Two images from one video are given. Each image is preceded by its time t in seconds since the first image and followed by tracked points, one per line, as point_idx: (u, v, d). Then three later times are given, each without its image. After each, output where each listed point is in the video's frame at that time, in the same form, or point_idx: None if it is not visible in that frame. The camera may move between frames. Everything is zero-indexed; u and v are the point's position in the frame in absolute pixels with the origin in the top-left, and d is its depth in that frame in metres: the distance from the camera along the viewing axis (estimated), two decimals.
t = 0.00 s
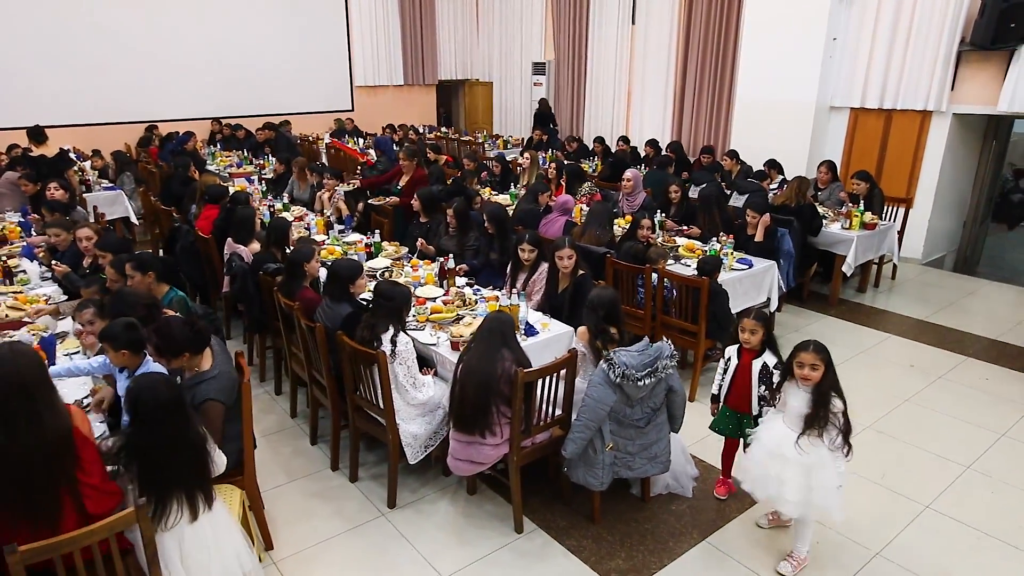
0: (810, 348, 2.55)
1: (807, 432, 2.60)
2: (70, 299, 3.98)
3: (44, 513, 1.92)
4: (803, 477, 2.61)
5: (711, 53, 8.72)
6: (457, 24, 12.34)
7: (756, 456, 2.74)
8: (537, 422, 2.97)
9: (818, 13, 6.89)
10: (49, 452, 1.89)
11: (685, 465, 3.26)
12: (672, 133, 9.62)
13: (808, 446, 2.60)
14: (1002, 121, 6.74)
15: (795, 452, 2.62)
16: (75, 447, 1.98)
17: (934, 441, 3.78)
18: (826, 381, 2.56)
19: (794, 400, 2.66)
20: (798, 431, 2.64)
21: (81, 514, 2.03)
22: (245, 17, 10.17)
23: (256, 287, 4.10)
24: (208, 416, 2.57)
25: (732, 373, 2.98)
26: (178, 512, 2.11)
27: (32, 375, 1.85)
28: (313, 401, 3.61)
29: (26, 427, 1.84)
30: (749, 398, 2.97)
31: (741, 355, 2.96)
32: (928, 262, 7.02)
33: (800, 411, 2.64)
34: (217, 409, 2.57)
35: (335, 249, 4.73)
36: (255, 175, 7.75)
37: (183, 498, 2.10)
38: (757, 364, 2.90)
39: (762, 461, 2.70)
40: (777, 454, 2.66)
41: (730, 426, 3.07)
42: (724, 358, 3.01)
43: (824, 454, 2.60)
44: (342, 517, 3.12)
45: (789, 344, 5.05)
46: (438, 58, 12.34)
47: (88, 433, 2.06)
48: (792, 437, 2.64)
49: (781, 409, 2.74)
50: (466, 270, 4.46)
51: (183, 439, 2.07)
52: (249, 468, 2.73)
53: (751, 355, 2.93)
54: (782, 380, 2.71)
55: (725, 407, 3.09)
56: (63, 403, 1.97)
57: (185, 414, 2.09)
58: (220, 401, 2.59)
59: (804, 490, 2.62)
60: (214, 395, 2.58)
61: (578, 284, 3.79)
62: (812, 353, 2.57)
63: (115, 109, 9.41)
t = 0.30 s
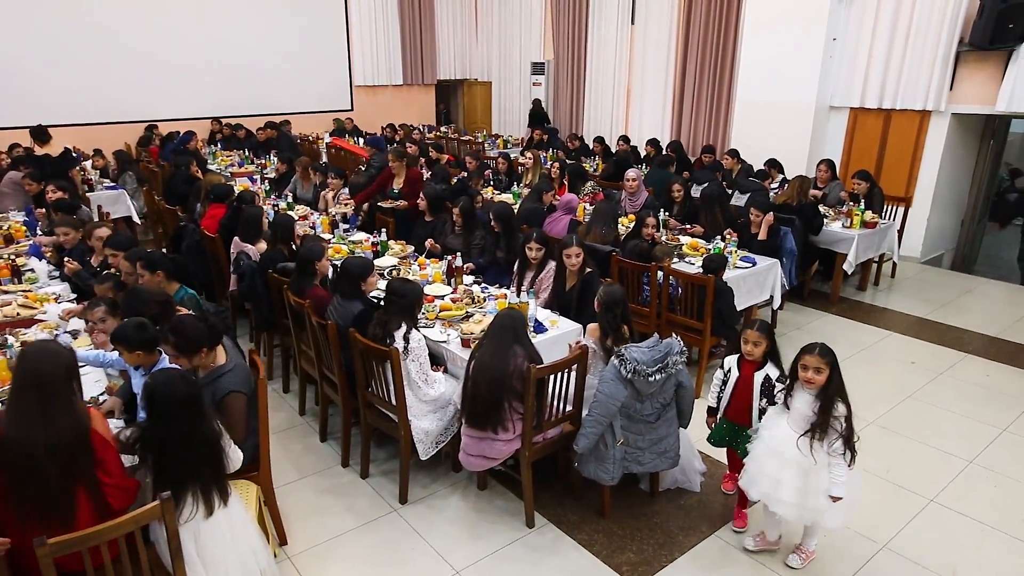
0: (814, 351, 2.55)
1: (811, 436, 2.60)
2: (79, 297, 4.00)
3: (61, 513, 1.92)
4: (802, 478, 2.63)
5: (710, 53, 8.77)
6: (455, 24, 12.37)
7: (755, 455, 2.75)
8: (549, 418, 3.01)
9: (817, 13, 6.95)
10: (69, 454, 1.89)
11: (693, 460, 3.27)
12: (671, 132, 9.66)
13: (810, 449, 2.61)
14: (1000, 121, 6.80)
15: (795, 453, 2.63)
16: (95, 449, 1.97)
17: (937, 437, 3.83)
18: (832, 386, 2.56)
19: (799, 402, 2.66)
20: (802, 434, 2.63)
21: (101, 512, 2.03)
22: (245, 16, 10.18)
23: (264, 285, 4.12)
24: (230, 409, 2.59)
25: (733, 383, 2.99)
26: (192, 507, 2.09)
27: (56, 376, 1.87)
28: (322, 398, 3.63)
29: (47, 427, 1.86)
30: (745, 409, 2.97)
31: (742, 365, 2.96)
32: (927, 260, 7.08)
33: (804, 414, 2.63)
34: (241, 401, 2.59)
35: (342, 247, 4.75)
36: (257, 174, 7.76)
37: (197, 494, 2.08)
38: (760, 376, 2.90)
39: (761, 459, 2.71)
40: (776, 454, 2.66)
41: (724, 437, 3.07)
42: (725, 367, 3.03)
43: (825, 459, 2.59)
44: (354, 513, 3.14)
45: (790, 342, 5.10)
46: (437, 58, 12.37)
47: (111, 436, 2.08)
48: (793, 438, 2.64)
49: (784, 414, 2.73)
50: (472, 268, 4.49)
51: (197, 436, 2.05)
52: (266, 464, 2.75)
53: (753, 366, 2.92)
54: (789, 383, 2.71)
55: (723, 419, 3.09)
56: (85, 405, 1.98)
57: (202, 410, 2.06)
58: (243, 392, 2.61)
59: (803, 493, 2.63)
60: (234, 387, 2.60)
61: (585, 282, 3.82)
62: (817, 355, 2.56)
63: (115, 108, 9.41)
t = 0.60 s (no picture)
0: (790, 347, 2.58)
1: (792, 435, 2.62)
2: (88, 295, 4.01)
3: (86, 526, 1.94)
4: (785, 476, 2.67)
5: (709, 52, 8.81)
6: (453, 24, 12.40)
7: (741, 458, 2.77)
8: (559, 413, 3.04)
9: (816, 14, 7.00)
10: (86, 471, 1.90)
11: (700, 455, 3.31)
12: (669, 131, 9.70)
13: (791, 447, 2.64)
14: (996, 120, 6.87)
15: (779, 453, 2.66)
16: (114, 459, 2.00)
17: (938, 431, 3.89)
18: (806, 381, 2.58)
19: (778, 402, 2.67)
20: (783, 434, 2.66)
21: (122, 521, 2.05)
22: (244, 16, 10.18)
23: (272, 283, 4.14)
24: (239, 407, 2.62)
25: (737, 394, 2.91)
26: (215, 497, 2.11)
27: (69, 395, 1.87)
28: (332, 395, 3.65)
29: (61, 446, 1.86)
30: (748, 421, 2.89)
31: (742, 376, 2.88)
32: (925, 258, 7.15)
33: (784, 413, 2.65)
34: (249, 399, 2.62)
35: (347, 245, 4.78)
36: (258, 173, 7.76)
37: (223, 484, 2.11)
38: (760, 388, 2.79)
39: (744, 461, 2.74)
40: (759, 456, 2.69)
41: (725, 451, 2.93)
42: (724, 377, 2.93)
43: (807, 458, 2.61)
44: (366, 508, 3.18)
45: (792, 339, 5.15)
46: (435, 58, 12.39)
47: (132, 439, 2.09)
48: (775, 438, 2.67)
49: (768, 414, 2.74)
50: (478, 266, 4.52)
51: (219, 430, 2.07)
52: (280, 459, 2.78)
53: (755, 376, 2.83)
54: (769, 384, 2.72)
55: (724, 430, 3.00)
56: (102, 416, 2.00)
57: (225, 403, 2.10)
58: (251, 391, 2.64)
59: (787, 490, 2.67)
60: (245, 386, 2.63)
61: (592, 279, 3.86)
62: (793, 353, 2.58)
63: (115, 108, 9.41)
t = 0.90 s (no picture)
0: (779, 343, 2.52)
1: (786, 430, 2.57)
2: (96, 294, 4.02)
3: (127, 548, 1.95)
4: (784, 475, 2.61)
5: (707, 53, 8.86)
6: (451, 24, 12.42)
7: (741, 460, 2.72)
8: (569, 408, 3.08)
9: (815, 14, 7.06)
10: (113, 503, 1.86)
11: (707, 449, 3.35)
12: (667, 131, 9.75)
13: (789, 444, 2.59)
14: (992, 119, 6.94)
15: (778, 452, 2.61)
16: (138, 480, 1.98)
17: (939, 426, 3.94)
18: (796, 377, 2.52)
19: (771, 399, 2.62)
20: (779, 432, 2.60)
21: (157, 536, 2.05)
22: (243, 15, 10.18)
23: (279, 282, 4.16)
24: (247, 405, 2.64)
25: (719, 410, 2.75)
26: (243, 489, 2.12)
27: (75, 437, 1.79)
28: (341, 392, 3.68)
29: (82, 487, 1.80)
30: (736, 432, 2.76)
31: (724, 388, 2.74)
32: (922, 256, 7.21)
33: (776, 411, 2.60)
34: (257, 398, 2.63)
35: (352, 243, 4.81)
36: (258, 172, 7.78)
37: (250, 476, 2.12)
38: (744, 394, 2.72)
39: (744, 461, 2.70)
40: (758, 455, 2.65)
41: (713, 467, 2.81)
42: (702, 392, 2.76)
43: (806, 454, 2.57)
44: (377, 503, 3.21)
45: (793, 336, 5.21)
46: (433, 58, 12.42)
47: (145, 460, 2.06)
48: (772, 437, 2.62)
49: (763, 414, 2.67)
50: (483, 264, 4.56)
51: (243, 423, 2.09)
52: (293, 455, 2.79)
53: (735, 386, 2.73)
54: (759, 382, 2.67)
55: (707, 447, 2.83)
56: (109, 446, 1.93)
57: (250, 398, 2.13)
58: (260, 391, 2.66)
59: (786, 489, 2.61)
60: (255, 386, 2.66)
61: (597, 276, 3.89)
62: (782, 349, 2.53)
63: (114, 106, 9.41)
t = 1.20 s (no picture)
0: (788, 355, 2.45)
1: (786, 441, 2.50)
2: (103, 292, 4.03)
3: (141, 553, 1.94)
4: (782, 488, 2.53)
5: (705, 52, 8.91)
6: (450, 23, 12.45)
7: (736, 470, 2.64)
8: (578, 402, 3.12)
9: (814, 15, 7.12)
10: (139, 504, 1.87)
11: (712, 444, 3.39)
12: (665, 130, 9.80)
13: (788, 457, 2.50)
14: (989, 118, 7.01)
15: (776, 465, 2.52)
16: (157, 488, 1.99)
17: (941, 421, 4.00)
18: (805, 391, 2.46)
19: (772, 409, 2.56)
20: (778, 443, 2.53)
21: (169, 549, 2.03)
22: (243, 15, 10.18)
23: (286, 280, 4.18)
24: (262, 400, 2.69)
25: (710, 414, 2.72)
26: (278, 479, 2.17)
27: (100, 441, 1.79)
28: (349, 388, 3.71)
29: (110, 489, 1.81)
30: (724, 438, 2.74)
31: (716, 392, 2.70)
32: (920, 254, 7.28)
33: (778, 421, 2.54)
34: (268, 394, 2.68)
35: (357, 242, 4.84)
36: (259, 171, 7.79)
37: (283, 465, 2.18)
38: (735, 398, 2.70)
39: (739, 471, 2.62)
40: (755, 465, 2.56)
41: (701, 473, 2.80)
42: (694, 396, 2.73)
43: (804, 467, 2.50)
44: (387, 498, 3.23)
45: (794, 333, 5.26)
46: (431, 57, 12.45)
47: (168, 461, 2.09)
48: (769, 447, 2.55)
49: (761, 424, 2.60)
50: (488, 262, 4.59)
51: (276, 414, 2.15)
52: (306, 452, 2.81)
53: (728, 389, 2.70)
54: (760, 390, 2.61)
55: (694, 454, 2.80)
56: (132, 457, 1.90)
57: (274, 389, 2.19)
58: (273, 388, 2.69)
59: (781, 502, 2.54)
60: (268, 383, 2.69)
61: (603, 274, 3.92)
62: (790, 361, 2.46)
63: (114, 105, 9.41)
